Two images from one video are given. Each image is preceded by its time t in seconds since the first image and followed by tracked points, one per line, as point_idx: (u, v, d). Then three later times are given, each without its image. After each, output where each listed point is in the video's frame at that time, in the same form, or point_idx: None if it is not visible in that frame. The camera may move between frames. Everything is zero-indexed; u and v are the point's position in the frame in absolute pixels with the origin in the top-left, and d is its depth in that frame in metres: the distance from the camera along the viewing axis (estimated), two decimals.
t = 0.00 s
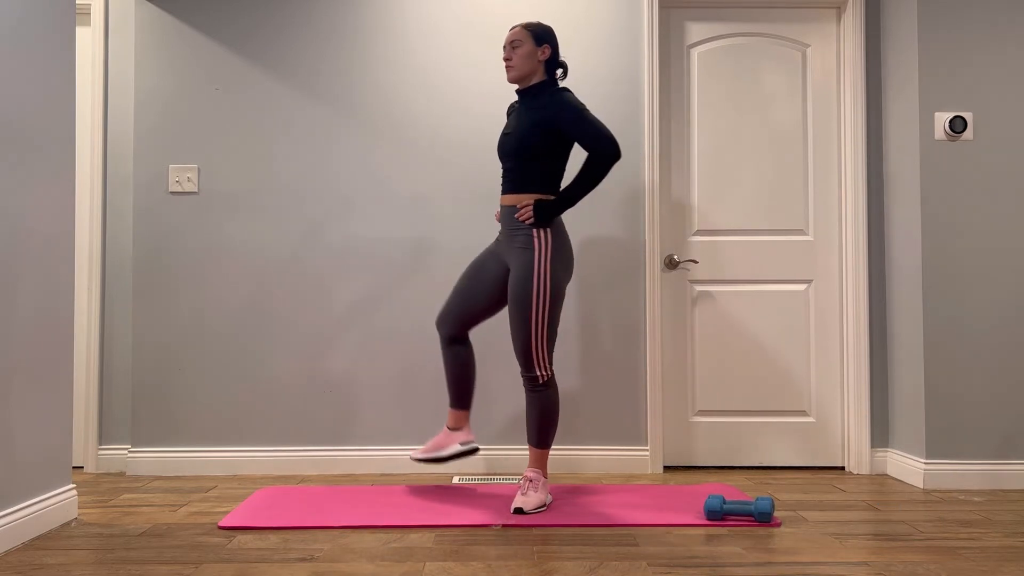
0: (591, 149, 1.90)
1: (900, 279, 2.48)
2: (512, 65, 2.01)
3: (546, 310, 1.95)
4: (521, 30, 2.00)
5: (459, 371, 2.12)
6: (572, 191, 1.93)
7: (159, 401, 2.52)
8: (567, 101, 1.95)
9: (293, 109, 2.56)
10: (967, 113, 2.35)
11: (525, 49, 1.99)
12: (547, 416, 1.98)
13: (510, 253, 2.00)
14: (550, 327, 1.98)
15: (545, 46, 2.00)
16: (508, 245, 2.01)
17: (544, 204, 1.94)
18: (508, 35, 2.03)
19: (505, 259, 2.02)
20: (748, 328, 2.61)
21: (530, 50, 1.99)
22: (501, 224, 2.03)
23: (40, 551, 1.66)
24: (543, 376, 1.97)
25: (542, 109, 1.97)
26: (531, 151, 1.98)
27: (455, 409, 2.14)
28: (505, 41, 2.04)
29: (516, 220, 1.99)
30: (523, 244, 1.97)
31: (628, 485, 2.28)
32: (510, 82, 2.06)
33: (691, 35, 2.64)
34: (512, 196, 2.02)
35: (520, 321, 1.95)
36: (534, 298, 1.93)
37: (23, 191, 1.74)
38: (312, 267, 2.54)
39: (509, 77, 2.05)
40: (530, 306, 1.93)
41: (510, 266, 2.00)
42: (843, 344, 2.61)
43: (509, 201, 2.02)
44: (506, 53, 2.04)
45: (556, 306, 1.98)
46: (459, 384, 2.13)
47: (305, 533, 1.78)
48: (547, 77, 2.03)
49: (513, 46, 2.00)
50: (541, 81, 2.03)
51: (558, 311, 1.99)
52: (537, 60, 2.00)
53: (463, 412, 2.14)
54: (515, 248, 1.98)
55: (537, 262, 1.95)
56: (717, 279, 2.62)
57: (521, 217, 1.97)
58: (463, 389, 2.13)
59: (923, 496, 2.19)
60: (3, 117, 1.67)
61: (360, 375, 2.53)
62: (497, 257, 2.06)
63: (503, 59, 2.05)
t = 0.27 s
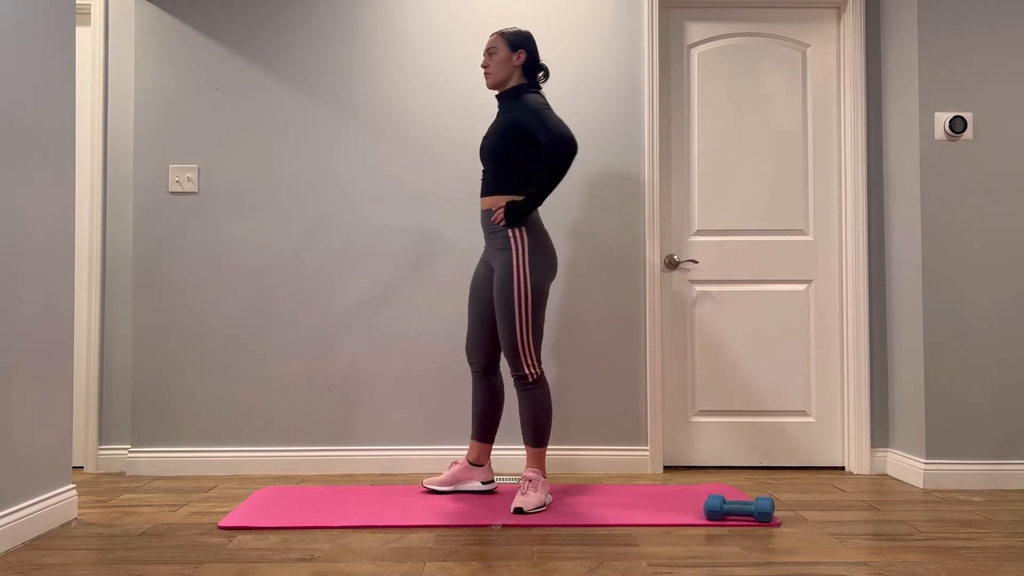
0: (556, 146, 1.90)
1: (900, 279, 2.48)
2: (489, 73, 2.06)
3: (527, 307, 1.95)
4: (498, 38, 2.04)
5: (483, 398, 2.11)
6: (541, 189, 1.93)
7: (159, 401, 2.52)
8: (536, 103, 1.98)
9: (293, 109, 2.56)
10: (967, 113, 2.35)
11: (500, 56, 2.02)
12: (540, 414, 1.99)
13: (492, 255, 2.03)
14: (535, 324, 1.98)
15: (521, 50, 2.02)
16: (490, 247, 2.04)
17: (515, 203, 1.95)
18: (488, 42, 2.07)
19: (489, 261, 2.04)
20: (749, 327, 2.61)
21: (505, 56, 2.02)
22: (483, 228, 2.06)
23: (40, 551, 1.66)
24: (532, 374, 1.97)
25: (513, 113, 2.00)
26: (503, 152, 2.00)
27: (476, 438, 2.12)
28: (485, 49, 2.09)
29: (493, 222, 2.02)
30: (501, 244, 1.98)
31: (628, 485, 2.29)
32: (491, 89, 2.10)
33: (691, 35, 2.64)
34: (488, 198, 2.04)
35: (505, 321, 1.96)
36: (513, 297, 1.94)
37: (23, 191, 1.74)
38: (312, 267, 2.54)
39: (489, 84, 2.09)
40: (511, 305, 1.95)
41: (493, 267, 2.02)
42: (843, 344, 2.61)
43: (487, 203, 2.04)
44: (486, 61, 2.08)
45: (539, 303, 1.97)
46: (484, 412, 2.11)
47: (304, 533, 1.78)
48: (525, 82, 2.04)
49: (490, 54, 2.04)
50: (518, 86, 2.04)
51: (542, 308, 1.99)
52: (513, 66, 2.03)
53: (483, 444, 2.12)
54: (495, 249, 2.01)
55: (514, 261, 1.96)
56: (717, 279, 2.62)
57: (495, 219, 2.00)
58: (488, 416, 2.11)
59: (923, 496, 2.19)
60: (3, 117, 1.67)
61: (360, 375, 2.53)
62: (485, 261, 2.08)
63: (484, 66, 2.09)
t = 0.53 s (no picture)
0: (527, 151, 1.89)
1: (900, 279, 2.48)
2: (469, 80, 2.08)
3: (509, 306, 1.95)
4: (477, 45, 2.05)
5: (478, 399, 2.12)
6: (511, 192, 1.91)
7: (159, 401, 2.52)
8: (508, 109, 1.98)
9: (292, 109, 2.56)
10: (967, 113, 2.35)
11: (479, 63, 2.04)
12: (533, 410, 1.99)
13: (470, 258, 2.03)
14: (518, 322, 1.98)
15: (499, 58, 2.03)
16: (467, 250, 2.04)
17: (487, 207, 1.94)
18: (469, 49, 2.09)
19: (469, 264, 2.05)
20: (749, 327, 2.61)
21: (483, 64, 2.04)
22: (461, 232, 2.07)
23: (40, 551, 1.66)
24: (520, 372, 1.96)
25: (486, 119, 2.00)
26: (476, 157, 2.01)
27: (473, 439, 2.12)
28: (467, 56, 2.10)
29: (468, 226, 2.01)
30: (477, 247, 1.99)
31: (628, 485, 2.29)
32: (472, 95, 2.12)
33: (691, 35, 2.64)
34: (463, 201, 2.04)
35: (486, 322, 1.96)
36: (490, 299, 1.94)
37: (23, 191, 1.74)
38: (312, 267, 2.54)
39: (469, 91, 2.11)
40: (490, 306, 1.95)
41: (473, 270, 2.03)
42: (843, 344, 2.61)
43: (463, 207, 2.04)
44: (466, 69, 2.10)
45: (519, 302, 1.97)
46: (481, 413, 2.12)
47: (305, 533, 1.78)
48: (503, 89, 2.05)
49: (470, 61, 2.06)
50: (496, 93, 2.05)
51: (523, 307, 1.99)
52: (492, 73, 2.04)
53: (482, 446, 2.11)
54: (472, 251, 2.01)
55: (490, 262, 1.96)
56: (716, 279, 2.62)
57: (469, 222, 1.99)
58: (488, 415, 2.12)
59: (924, 496, 2.19)
60: (3, 117, 1.67)
61: (360, 375, 2.53)
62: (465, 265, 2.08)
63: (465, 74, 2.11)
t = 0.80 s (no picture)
0: (495, 156, 1.90)
1: (900, 278, 2.48)
2: (451, 86, 2.09)
3: (483, 306, 1.96)
4: (460, 53, 2.06)
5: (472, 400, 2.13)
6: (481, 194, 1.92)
7: (159, 401, 2.52)
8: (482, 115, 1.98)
9: (292, 109, 2.56)
10: (967, 113, 2.35)
11: (460, 71, 2.05)
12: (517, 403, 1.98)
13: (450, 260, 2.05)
14: (495, 324, 1.98)
15: (480, 65, 2.04)
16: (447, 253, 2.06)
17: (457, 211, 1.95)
18: (453, 56, 2.10)
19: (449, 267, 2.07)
20: (749, 328, 2.61)
21: (465, 71, 2.05)
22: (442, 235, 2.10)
23: (40, 551, 1.66)
24: (497, 372, 1.96)
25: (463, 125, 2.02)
26: (452, 160, 2.03)
27: (472, 440, 2.12)
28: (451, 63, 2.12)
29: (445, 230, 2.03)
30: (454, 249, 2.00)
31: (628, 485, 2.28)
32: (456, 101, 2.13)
33: (691, 35, 2.64)
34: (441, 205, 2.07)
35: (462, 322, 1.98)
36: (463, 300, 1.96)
37: (23, 191, 1.74)
38: (312, 267, 2.54)
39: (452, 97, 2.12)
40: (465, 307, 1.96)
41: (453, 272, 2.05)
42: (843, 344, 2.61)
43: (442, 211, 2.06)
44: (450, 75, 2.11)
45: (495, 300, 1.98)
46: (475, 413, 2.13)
47: (304, 533, 1.78)
48: (484, 96, 2.06)
49: (453, 68, 2.07)
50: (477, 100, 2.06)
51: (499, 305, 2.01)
52: (473, 80, 2.05)
53: (482, 445, 2.11)
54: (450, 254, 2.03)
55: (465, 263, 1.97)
56: (716, 279, 2.62)
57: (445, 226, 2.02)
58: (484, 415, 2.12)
59: (924, 496, 2.19)
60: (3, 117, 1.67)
61: (359, 375, 2.53)
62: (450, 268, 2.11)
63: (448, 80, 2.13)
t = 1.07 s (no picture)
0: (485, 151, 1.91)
1: (900, 278, 2.48)
2: (444, 88, 2.09)
3: (432, 297, 1.90)
4: (450, 54, 2.06)
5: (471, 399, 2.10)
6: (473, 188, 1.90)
7: (159, 401, 2.52)
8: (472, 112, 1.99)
9: (292, 109, 2.56)
10: (967, 113, 2.35)
11: (451, 73, 2.05)
12: (460, 397, 1.89)
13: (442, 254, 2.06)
14: (442, 319, 1.91)
15: (471, 67, 2.04)
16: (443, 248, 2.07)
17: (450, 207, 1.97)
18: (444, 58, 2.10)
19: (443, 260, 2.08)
20: (749, 327, 2.61)
21: (456, 73, 2.05)
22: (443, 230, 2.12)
23: (40, 551, 1.66)
24: (418, 362, 1.90)
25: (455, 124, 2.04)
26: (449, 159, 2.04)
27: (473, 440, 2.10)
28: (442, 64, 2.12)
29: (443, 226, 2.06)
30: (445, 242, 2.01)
31: (628, 485, 2.28)
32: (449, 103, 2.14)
33: (691, 35, 2.64)
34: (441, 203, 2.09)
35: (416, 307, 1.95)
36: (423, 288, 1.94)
37: (23, 190, 1.74)
38: (312, 267, 2.54)
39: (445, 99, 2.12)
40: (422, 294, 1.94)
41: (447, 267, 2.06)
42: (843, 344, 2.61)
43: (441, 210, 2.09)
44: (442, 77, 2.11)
45: (450, 301, 1.90)
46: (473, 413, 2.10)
47: (304, 534, 1.78)
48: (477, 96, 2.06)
49: (445, 70, 2.08)
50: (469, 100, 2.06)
51: (458, 309, 1.92)
52: (465, 82, 2.05)
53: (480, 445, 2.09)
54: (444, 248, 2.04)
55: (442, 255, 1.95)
56: (716, 279, 2.62)
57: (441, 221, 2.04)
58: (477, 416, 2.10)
59: (924, 496, 2.19)
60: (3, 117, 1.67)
61: (359, 375, 2.53)
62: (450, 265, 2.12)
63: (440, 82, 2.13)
